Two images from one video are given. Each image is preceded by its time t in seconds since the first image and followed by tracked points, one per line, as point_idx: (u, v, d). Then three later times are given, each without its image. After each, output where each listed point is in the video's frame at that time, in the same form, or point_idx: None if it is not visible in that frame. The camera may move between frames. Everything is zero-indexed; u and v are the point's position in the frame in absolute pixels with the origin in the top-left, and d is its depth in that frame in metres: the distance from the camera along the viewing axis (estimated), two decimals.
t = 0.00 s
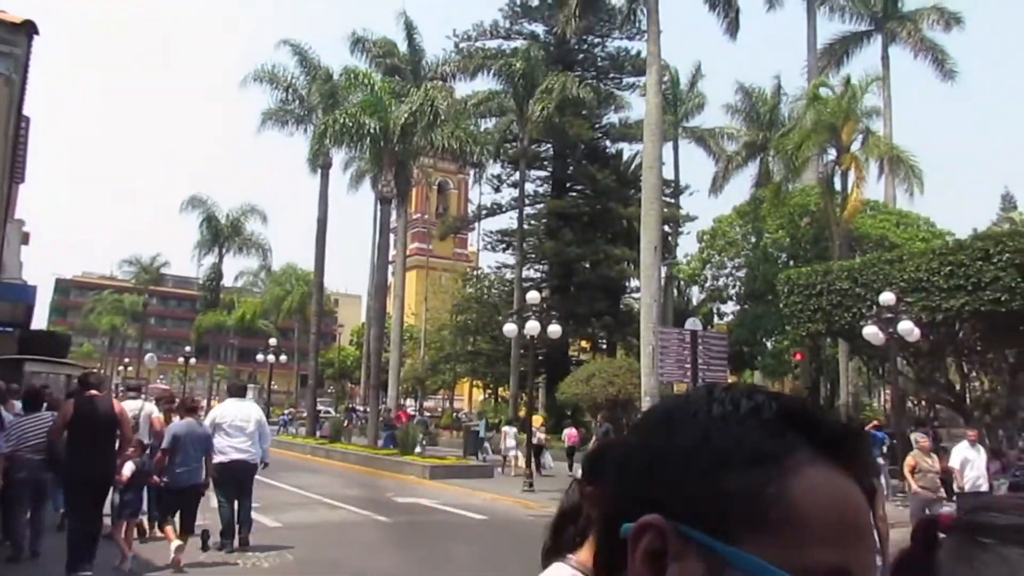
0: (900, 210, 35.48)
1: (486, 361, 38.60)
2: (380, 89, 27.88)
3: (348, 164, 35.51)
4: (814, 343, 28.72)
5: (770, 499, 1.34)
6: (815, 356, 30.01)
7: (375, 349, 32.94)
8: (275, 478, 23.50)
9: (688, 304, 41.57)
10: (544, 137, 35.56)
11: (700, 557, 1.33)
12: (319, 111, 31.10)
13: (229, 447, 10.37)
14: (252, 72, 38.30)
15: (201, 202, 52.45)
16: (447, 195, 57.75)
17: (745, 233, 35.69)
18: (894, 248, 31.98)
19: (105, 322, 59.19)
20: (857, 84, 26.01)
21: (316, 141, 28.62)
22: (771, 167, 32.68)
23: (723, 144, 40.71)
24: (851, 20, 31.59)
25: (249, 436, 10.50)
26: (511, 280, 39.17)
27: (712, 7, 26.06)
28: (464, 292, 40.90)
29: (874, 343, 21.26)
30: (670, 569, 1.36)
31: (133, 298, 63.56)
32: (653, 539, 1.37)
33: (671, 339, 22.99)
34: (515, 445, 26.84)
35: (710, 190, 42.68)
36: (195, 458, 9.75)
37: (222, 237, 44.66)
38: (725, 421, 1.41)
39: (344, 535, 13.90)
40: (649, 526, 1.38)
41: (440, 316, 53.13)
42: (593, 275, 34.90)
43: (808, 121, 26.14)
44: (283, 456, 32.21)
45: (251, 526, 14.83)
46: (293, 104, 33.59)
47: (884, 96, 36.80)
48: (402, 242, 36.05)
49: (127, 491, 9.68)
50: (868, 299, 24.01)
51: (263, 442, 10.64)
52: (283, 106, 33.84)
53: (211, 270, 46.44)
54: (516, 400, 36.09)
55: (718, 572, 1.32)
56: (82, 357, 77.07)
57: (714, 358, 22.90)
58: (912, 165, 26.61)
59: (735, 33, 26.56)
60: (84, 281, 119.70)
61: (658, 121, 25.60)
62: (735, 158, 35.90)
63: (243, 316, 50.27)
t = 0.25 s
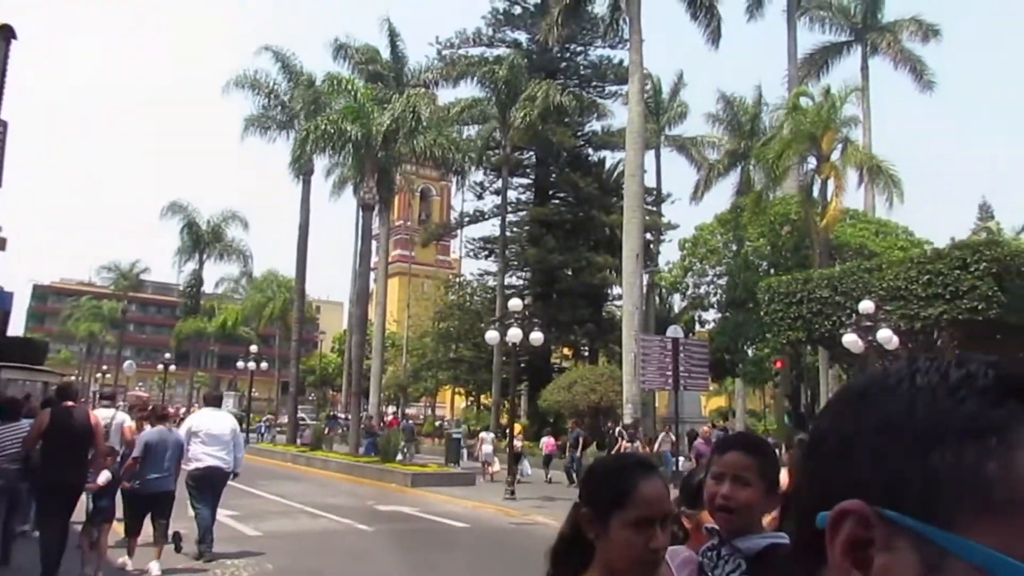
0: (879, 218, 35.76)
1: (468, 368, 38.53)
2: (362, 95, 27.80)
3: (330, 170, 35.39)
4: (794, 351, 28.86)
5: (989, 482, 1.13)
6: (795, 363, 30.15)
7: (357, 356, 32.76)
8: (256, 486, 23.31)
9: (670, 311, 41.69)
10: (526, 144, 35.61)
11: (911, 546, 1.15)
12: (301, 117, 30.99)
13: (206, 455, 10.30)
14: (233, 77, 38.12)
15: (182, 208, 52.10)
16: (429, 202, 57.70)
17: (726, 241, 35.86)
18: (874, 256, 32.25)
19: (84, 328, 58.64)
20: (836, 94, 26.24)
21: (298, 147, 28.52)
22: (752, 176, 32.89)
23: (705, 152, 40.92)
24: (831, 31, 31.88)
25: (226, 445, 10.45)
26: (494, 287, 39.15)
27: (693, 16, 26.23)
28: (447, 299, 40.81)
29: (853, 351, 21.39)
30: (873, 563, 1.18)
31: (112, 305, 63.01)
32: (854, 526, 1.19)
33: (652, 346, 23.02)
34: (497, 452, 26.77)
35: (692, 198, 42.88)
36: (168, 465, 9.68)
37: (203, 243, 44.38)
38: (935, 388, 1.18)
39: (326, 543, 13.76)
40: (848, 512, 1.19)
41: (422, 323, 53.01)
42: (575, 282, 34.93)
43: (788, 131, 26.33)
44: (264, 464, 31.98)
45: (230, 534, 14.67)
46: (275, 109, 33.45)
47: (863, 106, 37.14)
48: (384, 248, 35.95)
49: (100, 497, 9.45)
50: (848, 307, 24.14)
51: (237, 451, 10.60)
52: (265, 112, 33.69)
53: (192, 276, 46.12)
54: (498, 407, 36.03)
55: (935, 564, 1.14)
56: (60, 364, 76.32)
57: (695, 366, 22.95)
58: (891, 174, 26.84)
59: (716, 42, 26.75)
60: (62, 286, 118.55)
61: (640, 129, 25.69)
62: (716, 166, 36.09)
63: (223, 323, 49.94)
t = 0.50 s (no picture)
0: (855, 229, 36.13)
1: (447, 377, 38.38)
2: (342, 102, 27.68)
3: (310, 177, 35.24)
4: (771, 359, 29.02)
5: None
6: (773, 372, 30.31)
7: (335, 364, 32.54)
8: (232, 495, 23.10)
9: (649, 320, 41.80)
10: (506, 153, 35.62)
11: None
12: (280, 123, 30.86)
13: (176, 463, 10.22)
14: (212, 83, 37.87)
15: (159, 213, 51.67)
16: (409, 210, 57.58)
17: (705, 250, 36.03)
18: (850, 266, 32.54)
19: (58, 335, 57.96)
20: (813, 105, 26.49)
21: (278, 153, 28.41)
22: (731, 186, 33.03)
23: (684, 162, 41.17)
24: (808, 43, 32.24)
25: (196, 453, 10.37)
26: (473, 295, 39.09)
27: (673, 27, 26.43)
28: (426, 307, 40.71)
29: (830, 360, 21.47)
30: None
31: (87, 312, 62.30)
32: None
33: (631, 355, 23.05)
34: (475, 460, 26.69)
35: (670, 207, 43.10)
36: (128, 473, 9.63)
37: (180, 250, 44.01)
38: None
39: (302, 554, 13.58)
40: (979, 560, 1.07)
41: (401, 330, 52.86)
42: (555, 290, 34.95)
43: (766, 141, 26.52)
44: (239, 473, 31.64)
45: (205, 543, 14.51)
46: (254, 115, 33.28)
47: (840, 118, 37.54)
48: (364, 256, 35.78)
49: (68, 505, 9.35)
50: (825, 316, 24.22)
51: (207, 459, 10.54)
52: (244, 118, 33.49)
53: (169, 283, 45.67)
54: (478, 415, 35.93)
55: None
56: (33, 371, 75.28)
57: (675, 374, 22.99)
58: (867, 184, 27.11)
59: (696, 53, 26.96)
60: (35, 292, 116.99)
61: (620, 138, 25.77)
62: (696, 176, 36.27)
63: (200, 330, 49.49)
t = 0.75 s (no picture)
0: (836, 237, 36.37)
1: (429, 383, 38.27)
2: (325, 107, 27.58)
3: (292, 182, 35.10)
4: (753, 367, 29.16)
5: None
6: (754, 379, 30.41)
7: (317, 370, 32.36)
8: (211, 502, 22.94)
9: (632, 327, 41.89)
10: (490, 159, 35.63)
11: None
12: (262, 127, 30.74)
13: (149, 468, 10.10)
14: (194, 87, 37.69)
15: (140, 218, 51.30)
16: (392, 216, 57.48)
17: (687, 257, 36.14)
18: (831, 274, 32.77)
19: (36, 339, 57.32)
20: (795, 114, 26.70)
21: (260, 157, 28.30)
22: (714, 194, 33.16)
23: (667, 170, 41.34)
24: (790, 53, 32.50)
25: (169, 458, 10.25)
26: (456, 301, 39.01)
27: (656, 36, 26.56)
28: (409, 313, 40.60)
29: (810, 367, 21.59)
30: None
31: (66, 316, 61.70)
32: None
33: (614, 361, 23.12)
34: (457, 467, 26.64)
35: (654, 215, 43.24)
36: (95, 476, 9.55)
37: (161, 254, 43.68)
38: None
39: (280, 562, 13.46)
40: None
41: (383, 336, 52.70)
42: (538, 297, 34.96)
43: (748, 150, 26.67)
44: (218, 480, 31.37)
45: (184, 550, 14.39)
46: (236, 120, 33.13)
47: (821, 128, 37.82)
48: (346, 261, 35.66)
49: (42, 513, 9.27)
50: (806, 324, 24.40)
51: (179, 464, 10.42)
52: (227, 123, 33.32)
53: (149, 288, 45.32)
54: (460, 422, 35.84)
55: None
56: (10, 376, 74.37)
57: (657, 382, 23.05)
58: (848, 194, 27.34)
59: (678, 62, 27.11)
60: (13, 297, 115.70)
61: (603, 145, 25.83)
62: (679, 184, 36.39)
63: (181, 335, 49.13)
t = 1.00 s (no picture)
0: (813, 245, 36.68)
1: (408, 389, 38.13)
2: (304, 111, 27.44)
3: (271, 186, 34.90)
4: (731, 373, 29.32)
5: None
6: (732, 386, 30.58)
7: (294, 375, 32.15)
8: (186, 509, 22.70)
9: (611, 333, 41.99)
10: (470, 165, 35.64)
11: None
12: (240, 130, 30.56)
13: (109, 476, 9.76)
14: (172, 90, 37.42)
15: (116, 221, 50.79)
16: (372, 221, 57.33)
17: (666, 264, 36.27)
18: (808, 281, 33.03)
19: (8, 343, 56.53)
20: (773, 123, 26.91)
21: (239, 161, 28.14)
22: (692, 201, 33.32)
23: (647, 177, 41.53)
24: (768, 62, 32.78)
25: (130, 464, 9.89)
26: (435, 307, 38.93)
27: (636, 43, 26.71)
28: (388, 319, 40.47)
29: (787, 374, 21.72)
30: None
31: (39, 321, 60.91)
32: None
33: (592, 367, 23.15)
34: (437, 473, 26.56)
35: (633, 222, 43.42)
36: (61, 484, 9.49)
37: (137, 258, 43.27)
38: None
39: (255, 569, 13.32)
40: None
41: (362, 342, 52.48)
42: (517, 303, 34.95)
43: (726, 158, 26.85)
44: (193, 486, 31.06)
45: (158, 557, 14.22)
46: (214, 123, 32.91)
47: (799, 137, 38.16)
48: (325, 266, 35.49)
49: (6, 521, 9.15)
50: (783, 330, 24.57)
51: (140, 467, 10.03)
52: (204, 126, 33.09)
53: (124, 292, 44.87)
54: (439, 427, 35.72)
55: None
56: None
57: (635, 388, 23.12)
58: (825, 202, 27.59)
59: (658, 69, 27.27)
60: None
61: (583, 152, 25.90)
62: (658, 191, 36.54)
63: (157, 340, 48.67)
